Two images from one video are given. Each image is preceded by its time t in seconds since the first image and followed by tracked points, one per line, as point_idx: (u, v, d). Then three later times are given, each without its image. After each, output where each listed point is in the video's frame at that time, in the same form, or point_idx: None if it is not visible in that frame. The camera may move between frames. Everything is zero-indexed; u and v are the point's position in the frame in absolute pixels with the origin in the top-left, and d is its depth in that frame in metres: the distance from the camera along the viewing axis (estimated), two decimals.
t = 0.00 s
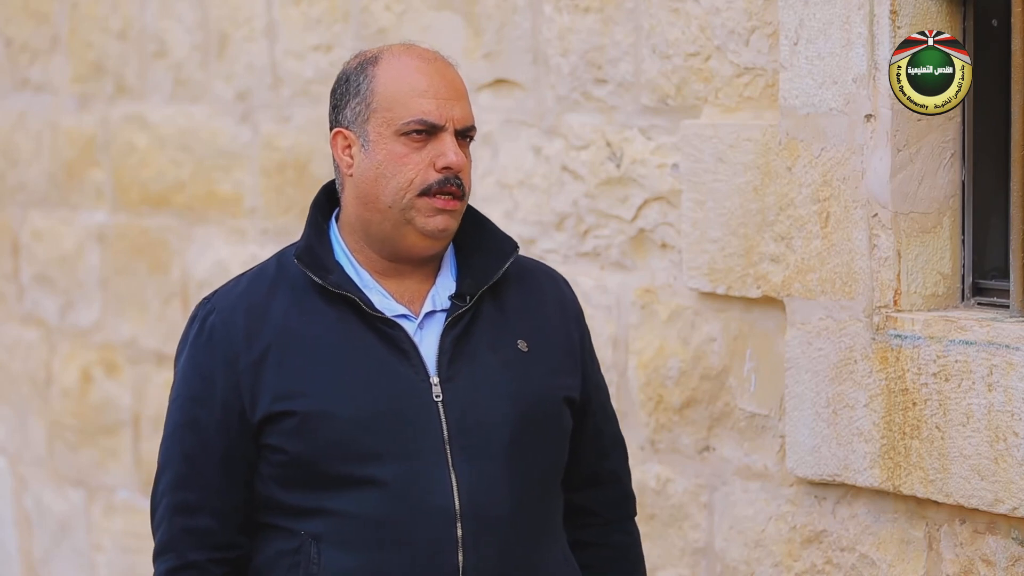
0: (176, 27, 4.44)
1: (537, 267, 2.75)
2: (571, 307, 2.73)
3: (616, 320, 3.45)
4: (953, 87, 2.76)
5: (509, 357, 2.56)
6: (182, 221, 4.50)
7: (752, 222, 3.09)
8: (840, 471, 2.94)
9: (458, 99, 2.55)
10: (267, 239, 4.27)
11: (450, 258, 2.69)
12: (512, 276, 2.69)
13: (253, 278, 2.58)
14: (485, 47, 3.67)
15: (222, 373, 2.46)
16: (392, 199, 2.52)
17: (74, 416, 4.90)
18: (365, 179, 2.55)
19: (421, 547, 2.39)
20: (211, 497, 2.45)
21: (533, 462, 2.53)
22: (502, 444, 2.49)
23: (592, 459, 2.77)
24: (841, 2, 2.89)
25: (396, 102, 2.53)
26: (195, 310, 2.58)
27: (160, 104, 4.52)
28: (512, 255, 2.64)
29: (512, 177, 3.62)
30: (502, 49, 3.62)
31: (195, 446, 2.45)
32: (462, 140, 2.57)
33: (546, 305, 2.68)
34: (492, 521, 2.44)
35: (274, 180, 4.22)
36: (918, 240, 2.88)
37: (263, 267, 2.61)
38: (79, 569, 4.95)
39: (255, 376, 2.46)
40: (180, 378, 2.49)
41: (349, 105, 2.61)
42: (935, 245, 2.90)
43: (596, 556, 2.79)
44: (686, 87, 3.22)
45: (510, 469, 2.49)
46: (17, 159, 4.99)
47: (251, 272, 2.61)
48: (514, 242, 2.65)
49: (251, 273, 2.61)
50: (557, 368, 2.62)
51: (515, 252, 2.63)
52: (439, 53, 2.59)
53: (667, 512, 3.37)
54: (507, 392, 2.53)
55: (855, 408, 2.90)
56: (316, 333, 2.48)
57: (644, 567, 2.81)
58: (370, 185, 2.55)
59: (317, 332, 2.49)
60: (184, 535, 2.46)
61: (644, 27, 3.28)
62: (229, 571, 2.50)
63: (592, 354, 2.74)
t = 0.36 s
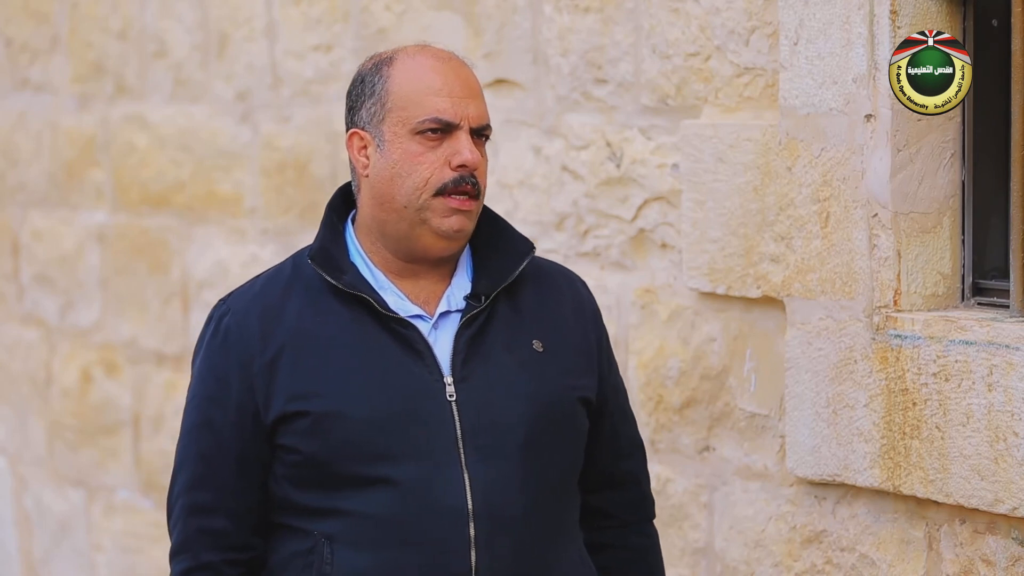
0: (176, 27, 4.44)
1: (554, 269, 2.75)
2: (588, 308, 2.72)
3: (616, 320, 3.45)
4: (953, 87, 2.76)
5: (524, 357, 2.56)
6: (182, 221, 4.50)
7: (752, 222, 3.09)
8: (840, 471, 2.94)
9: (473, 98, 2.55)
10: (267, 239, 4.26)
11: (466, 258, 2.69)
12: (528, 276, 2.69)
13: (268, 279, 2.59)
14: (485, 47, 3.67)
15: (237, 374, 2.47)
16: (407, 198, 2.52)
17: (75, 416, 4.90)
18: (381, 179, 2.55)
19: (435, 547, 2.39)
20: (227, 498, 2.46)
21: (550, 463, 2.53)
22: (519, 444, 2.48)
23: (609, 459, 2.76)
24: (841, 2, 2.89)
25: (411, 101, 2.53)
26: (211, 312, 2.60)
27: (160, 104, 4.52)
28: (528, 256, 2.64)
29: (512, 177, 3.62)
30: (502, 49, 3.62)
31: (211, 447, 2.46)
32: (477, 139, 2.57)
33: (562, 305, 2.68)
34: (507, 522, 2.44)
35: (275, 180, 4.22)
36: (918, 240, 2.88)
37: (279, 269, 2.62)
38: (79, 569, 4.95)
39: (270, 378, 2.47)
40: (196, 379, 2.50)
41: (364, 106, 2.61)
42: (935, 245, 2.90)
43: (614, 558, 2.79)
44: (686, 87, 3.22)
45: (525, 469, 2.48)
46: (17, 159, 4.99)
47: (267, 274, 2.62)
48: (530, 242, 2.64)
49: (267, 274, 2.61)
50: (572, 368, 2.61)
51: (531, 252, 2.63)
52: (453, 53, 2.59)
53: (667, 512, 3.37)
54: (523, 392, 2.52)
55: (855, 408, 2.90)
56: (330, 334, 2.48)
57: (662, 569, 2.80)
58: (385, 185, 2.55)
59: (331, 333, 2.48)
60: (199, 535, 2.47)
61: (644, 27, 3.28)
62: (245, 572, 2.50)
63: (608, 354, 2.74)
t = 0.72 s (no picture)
0: (176, 27, 4.44)
1: (568, 270, 2.75)
2: (602, 308, 2.72)
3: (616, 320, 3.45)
4: (953, 87, 2.76)
5: (539, 357, 2.56)
6: (182, 221, 4.50)
7: (752, 222, 3.09)
8: (840, 471, 2.94)
9: (487, 98, 2.55)
10: (267, 239, 4.26)
11: (480, 259, 2.69)
12: (541, 276, 2.69)
13: (282, 281, 2.59)
14: (485, 47, 3.67)
15: (251, 376, 2.47)
16: (421, 198, 2.52)
17: (74, 416, 4.90)
18: (394, 179, 2.55)
19: (448, 548, 2.38)
20: (241, 500, 2.46)
21: (563, 464, 2.53)
22: (532, 444, 2.48)
23: (625, 459, 2.76)
24: (841, 2, 2.89)
25: (425, 100, 2.54)
26: (225, 314, 2.60)
27: (160, 104, 4.52)
28: (543, 257, 2.64)
29: (512, 177, 3.62)
30: (502, 49, 3.62)
31: (226, 449, 2.46)
32: (491, 138, 2.57)
33: (577, 305, 2.68)
34: (522, 522, 2.44)
35: (275, 180, 4.22)
36: (918, 240, 2.88)
37: (293, 271, 2.62)
38: (79, 569, 4.94)
39: (284, 379, 2.47)
40: (210, 381, 2.51)
41: (378, 106, 2.61)
42: (935, 245, 2.90)
43: (628, 560, 2.79)
44: (686, 87, 3.22)
45: (539, 469, 2.48)
46: (17, 159, 4.99)
47: (281, 276, 2.61)
48: (544, 243, 2.65)
49: (280, 277, 2.61)
50: (586, 368, 2.61)
51: (545, 254, 2.63)
52: (466, 53, 2.59)
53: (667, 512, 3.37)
54: (537, 392, 2.52)
55: (855, 409, 2.90)
56: (344, 336, 2.49)
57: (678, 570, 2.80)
58: (399, 185, 2.55)
59: (345, 335, 2.49)
60: (213, 538, 2.47)
61: (644, 27, 3.28)
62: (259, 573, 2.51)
63: (623, 355, 2.74)
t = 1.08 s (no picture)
0: (176, 27, 4.44)
1: (573, 270, 2.74)
2: (607, 307, 2.71)
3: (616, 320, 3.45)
4: (953, 87, 2.75)
5: (545, 359, 2.55)
6: (182, 221, 4.50)
7: (752, 222, 3.09)
8: (840, 471, 2.94)
9: (493, 99, 2.55)
10: (267, 239, 4.26)
11: (486, 260, 2.69)
12: (547, 278, 2.69)
13: (287, 282, 2.59)
14: (485, 47, 3.67)
15: (256, 377, 2.47)
16: (429, 199, 2.52)
17: (74, 416, 4.90)
18: (402, 181, 2.55)
19: (453, 548, 2.39)
20: (247, 501, 2.46)
21: (568, 465, 2.52)
22: (537, 445, 2.48)
23: (630, 460, 2.76)
24: (841, 2, 2.89)
25: (432, 102, 2.53)
26: (230, 315, 2.61)
27: (160, 104, 4.52)
28: (549, 257, 2.64)
29: (512, 177, 3.62)
30: (502, 49, 3.62)
31: (231, 450, 2.46)
32: (499, 139, 2.57)
33: (583, 307, 2.67)
34: (528, 523, 2.44)
35: (274, 180, 4.22)
36: (918, 240, 2.88)
37: (297, 272, 2.62)
38: (79, 569, 4.94)
39: (289, 380, 2.47)
40: (215, 382, 2.51)
41: (385, 108, 2.61)
42: (935, 245, 2.90)
43: (634, 560, 2.79)
44: (686, 87, 3.22)
45: (544, 469, 2.48)
46: (17, 159, 4.99)
47: (285, 277, 2.62)
48: (550, 244, 2.64)
49: (285, 277, 2.61)
50: (591, 369, 2.61)
51: (551, 254, 2.63)
52: (472, 54, 2.59)
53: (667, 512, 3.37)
54: (543, 394, 2.52)
55: (855, 408, 2.90)
56: (350, 336, 2.49)
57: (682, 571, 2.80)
58: (407, 187, 2.55)
59: (350, 335, 2.49)
60: (218, 539, 2.47)
61: (644, 27, 3.28)
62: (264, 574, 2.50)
63: (629, 357, 2.73)
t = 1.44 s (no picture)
0: (176, 27, 4.44)
1: (563, 269, 2.75)
2: (596, 307, 2.72)
3: (615, 320, 3.45)
4: (953, 87, 2.76)
5: (535, 359, 2.56)
6: (182, 221, 4.50)
7: (752, 222, 3.09)
8: (840, 471, 2.94)
9: (487, 102, 2.54)
10: (266, 239, 4.26)
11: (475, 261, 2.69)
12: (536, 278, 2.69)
13: (276, 281, 2.58)
14: (485, 47, 3.67)
15: (246, 376, 2.46)
16: (417, 201, 2.52)
17: (74, 416, 4.90)
18: (391, 180, 2.55)
19: (444, 549, 2.39)
20: (237, 501, 2.46)
21: (558, 465, 2.53)
22: (528, 445, 2.48)
23: (619, 459, 2.76)
24: (841, 2, 2.89)
25: (425, 103, 2.53)
26: (218, 313, 2.59)
27: (160, 104, 4.52)
28: (539, 256, 2.64)
29: (512, 177, 3.62)
30: (502, 49, 3.62)
31: (221, 449, 2.45)
32: (490, 143, 2.56)
33: (572, 306, 2.68)
34: (518, 523, 2.44)
35: (275, 180, 4.22)
36: (918, 240, 2.88)
37: (287, 271, 2.61)
38: (79, 569, 4.94)
39: (280, 379, 2.47)
40: (204, 381, 2.50)
41: (377, 105, 2.60)
42: (935, 245, 2.90)
43: (624, 559, 2.79)
44: (686, 87, 3.22)
45: (534, 469, 2.48)
46: (17, 159, 4.99)
47: (275, 276, 2.61)
48: (540, 243, 2.64)
49: (275, 276, 2.61)
50: (581, 369, 2.61)
51: (541, 253, 2.63)
52: (468, 55, 2.58)
53: (667, 512, 3.37)
54: (532, 394, 2.52)
55: (855, 408, 2.90)
56: (341, 336, 2.48)
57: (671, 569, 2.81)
58: (396, 186, 2.55)
59: (342, 335, 2.49)
60: (207, 539, 2.47)
61: (644, 27, 3.28)
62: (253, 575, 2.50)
63: (617, 356, 2.74)
